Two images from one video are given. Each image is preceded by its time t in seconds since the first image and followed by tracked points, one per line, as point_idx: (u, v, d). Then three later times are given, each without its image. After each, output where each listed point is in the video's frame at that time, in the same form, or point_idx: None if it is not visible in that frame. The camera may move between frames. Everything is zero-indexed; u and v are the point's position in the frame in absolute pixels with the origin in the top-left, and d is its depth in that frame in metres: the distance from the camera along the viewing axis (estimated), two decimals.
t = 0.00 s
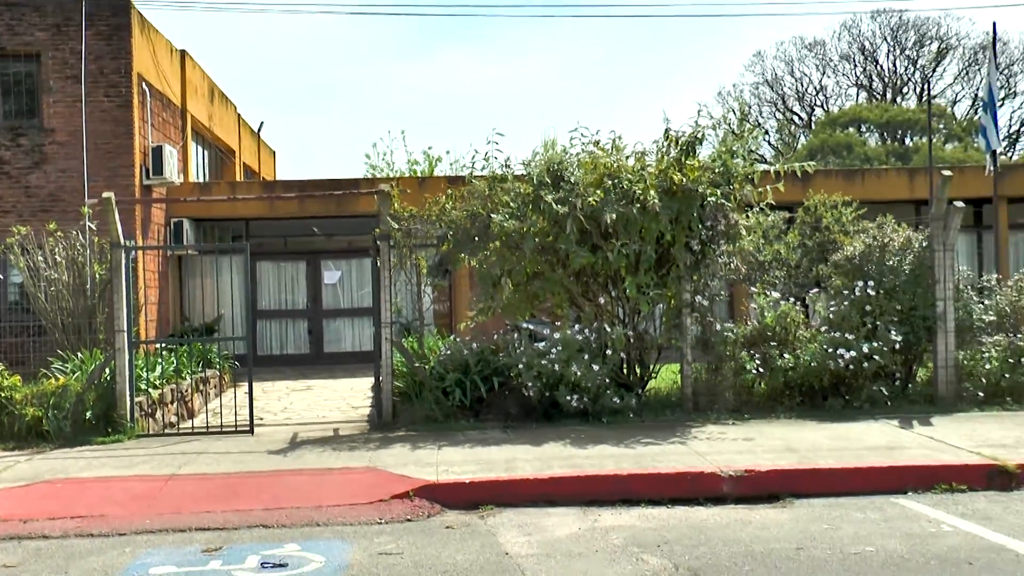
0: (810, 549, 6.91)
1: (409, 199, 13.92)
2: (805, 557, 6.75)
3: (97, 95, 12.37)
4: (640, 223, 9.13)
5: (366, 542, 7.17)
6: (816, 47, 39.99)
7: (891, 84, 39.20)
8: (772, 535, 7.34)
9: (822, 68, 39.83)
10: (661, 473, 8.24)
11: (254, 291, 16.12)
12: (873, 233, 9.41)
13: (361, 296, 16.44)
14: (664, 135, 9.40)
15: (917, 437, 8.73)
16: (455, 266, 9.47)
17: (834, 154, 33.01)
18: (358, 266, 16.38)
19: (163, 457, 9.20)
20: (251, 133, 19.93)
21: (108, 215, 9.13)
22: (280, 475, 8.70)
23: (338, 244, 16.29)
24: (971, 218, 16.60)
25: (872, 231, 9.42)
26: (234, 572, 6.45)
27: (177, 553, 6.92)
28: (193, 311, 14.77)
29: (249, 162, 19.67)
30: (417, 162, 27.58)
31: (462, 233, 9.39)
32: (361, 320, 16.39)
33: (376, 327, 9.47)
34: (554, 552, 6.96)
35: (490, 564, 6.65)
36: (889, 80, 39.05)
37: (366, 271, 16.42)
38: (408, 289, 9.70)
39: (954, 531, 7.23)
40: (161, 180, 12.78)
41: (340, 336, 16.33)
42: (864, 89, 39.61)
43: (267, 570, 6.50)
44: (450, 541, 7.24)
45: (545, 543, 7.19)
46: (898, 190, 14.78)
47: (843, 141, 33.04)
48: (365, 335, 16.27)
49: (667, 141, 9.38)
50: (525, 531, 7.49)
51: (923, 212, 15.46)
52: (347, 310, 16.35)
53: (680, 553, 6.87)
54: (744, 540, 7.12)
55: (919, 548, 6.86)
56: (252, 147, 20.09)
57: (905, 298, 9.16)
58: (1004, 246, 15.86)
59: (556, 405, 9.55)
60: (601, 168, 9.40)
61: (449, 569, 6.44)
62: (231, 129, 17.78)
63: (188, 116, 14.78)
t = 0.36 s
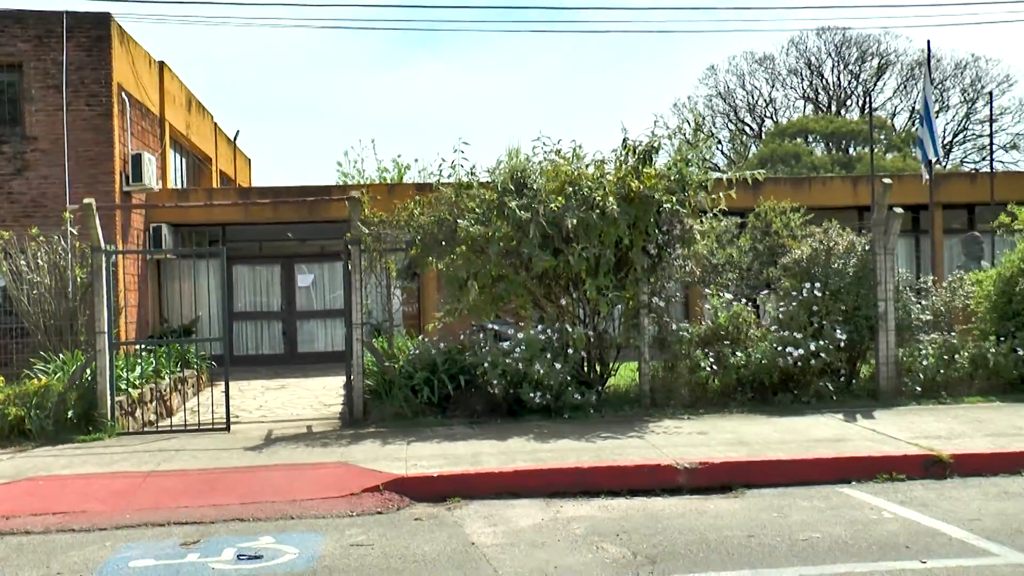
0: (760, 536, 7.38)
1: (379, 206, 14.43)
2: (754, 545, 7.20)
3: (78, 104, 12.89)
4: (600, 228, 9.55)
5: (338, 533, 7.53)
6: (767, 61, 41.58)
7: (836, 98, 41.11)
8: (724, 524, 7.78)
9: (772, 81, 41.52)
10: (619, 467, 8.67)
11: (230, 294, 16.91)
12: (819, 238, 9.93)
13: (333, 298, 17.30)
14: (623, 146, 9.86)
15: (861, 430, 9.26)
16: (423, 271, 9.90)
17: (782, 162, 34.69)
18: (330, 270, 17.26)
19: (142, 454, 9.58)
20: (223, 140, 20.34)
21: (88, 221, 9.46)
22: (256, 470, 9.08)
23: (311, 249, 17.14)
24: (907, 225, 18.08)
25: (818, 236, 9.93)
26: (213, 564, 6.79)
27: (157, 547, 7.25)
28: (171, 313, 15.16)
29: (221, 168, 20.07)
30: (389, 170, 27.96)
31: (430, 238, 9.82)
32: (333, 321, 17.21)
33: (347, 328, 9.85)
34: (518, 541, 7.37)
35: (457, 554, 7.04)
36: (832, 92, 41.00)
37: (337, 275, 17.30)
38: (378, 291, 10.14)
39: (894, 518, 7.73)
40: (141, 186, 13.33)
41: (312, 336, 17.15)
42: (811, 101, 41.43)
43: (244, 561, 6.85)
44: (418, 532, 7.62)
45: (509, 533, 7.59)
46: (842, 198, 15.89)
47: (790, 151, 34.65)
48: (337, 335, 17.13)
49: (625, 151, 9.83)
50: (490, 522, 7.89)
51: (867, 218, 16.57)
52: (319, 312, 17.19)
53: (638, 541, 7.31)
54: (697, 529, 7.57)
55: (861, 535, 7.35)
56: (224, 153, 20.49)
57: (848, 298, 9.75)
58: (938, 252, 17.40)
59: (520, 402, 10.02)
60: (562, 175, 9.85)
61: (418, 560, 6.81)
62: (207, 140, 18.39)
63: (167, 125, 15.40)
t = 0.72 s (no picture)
0: (721, 524, 7.83)
1: (357, 209, 15.02)
2: (714, 531, 7.62)
3: (68, 110, 13.34)
4: (568, 231, 9.98)
5: (318, 523, 7.89)
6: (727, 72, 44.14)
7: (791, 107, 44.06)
8: (686, 512, 8.21)
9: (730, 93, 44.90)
10: (584, 458, 9.10)
11: (214, 293, 17.57)
12: (776, 240, 10.55)
13: (314, 297, 18.00)
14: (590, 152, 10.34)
15: (816, 423, 9.74)
16: (400, 271, 10.35)
17: (740, 168, 37.54)
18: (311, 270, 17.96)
19: (130, 448, 9.98)
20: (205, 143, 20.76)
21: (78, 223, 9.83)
22: (240, 463, 9.47)
23: (292, 249, 17.83)
24: (860, 228, 19.09)
25: (775, 238, 10.55)
26: (198, 553, 7.13)
27: (144, 537, 7.59)
28: (157, 311, 15.60)
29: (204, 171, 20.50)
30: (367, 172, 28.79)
31: (406, 239, 10.24)
32: (313, 319, 17.92)
33: (327, 326, 10.31)
34: (491, 529, 7.78)
35: (432, 542, 7.43)
36: (789, 103, 43.91)
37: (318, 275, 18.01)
38: (356, 290, 10.62)
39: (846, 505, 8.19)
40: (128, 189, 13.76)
41: (294, 334, 17.86)
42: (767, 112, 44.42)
43: (227, 550, 7.20)
44: (396, 522, 8.00)
45: (482, 522, 7.99)
46: (798, 201, 16.48)
47: (747, 158, 37.55)
48: (317, 332, 17.82)
49: (593, 157, 10.28)
50: (464, 511, 8.29)
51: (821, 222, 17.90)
52: (301, 310, 17.89)
53: (604, 530, 7.72)
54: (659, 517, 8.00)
55: (817, 522, 7.80)
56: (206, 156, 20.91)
57: (804, 297, 10.34)
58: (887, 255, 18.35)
59: (492, 396, 10.49)
60: (532, 179, 10.29)
61: (395, 548, 7.19)
62: (190, 143, 18.86)
63: (153, 130, 15.88)
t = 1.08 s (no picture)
0: (689, 512, 8.18)
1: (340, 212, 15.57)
2: (682, 520, 8.00)
3: (63, 115, 13.77)
4: (543, 233, 10.43)
5: (302, 513, 8.18)
6: (694, 81, 46.96)
7: (756, 115, 47.31)
8: (655, 501, 8.59)
9: (700, 101, 47.86)
10: (559, 450, 9.44)
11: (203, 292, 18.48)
12: (741, 243, 11.20)
13: (298, 296, 18.92)
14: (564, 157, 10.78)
15: (779, 416, 10.23)
16: (381, 271, 10.79)
17: (708, 172, 40.50)
18: (295, 270, 18.88)
19: (122, 442, 10.38)
20: (194, 146, 21.21)
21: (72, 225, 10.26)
22: (227, 457, 9.80)
23: (277, 250, 18.74)
24: (820, 230, 19.81)
25: (739, 241, 11.19)
26: (187, 543, 7.39)
27: (135, 527, 7.87)
28: (147, 310, 16.09)
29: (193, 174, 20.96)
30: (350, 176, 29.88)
31: (387, 240, 10.67)
32: (298, 318, 18.85)
33: (311, 325, 10.74)
34: (469, 518, 8.11)
35: (412, 531, 7.74)
36: (751, 112, 47.22)
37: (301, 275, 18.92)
38: (339, 290, 10.97)
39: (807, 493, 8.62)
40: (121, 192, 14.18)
41: (279, 331, 18.78)
42: (733, 119, 47.71)
43: (215, 540, 7.47)
44: (378, 512, 8.29)
45: (461, 511, 8.30)
46: (759, 205, 17.60)
47: (711, 165, 40.63)
48: (301, 330, 18.76)
49: (567, 162, 10.73)
50: (443, 501, 8.58)
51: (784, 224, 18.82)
52: (285, 309, 18.82)
53: (577, 518, 8.05)
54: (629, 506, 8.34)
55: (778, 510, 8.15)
56: (195, 158, 21.35)
57: (768, 297, 10.99)
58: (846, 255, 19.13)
59: (470, 392, 10.94)
60: (508, 183, 10.72)
61: (378, 537, 7.48)
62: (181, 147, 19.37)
63: (144, 134, 16.33)
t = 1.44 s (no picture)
0: (656, 503, 8.35)
1: (319, 214, 15.94)
2: (650, 510, 8.15)
3: (48, 119, 14.03)
4: (516, 235, 10.81)
5: (282, 507, 8.24)
6: (659, 91, 48.56)
7: (721, 122, 48.61)
8: (623, 493, 8.73)
9: (667, 109, 48.75)
10: (532, 444, 9.62)
11: (185, 293, 18.95)
12: (707, 243, 11.84)
13: (278, 296, 19.43)
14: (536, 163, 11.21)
15: (742, 409, 10.71)
16: (358, 271, 11.15)
17: (675, 177, 41.42)
18: (275, 271, 19.38)
19: (106, 438, 10.61)
20: (176, 149, 21.49)
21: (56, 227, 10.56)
22: (208, 453, 9.94)
23: (258, 251, 19.25)
24: (782, 232, 20.33)
25: (706, 242, 11.87)
26: (169, 537, 7.42)
27: (118, 523, 7.92)
28: (130, 311, 16.39)
29: (175, 177, 21.31)
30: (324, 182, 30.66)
31: (363, 241, 11.02)
32: (277, 318, 19.37)
33: (291, 323, 11.08)
34: (444, 511, 8.22)
35: (389, 524, 7.83)
36: (717, 118, 48.44)
37: (281, 275, 19.43)
38: (318, 289, 11.30)
39: (769, 484, 8.82)
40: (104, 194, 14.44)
41: (259, 331, 19.29)
42: (699, 126, 48.51)
43: (197, 534, 7.49)
44: (354, 505, 8.39)
45: (435, 504, 8.44)
46: (725, 209, 18.47)
47: (683, 168, 41.49)
48: (281, 330, 19.23)
49: (538, 166, 11.18)
50: (418, 495, 8.69)
51: (747, 227, 19.54)
52: (265, 308, 19.33)
53: (548, 510, 8.22)
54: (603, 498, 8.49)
55: (743, 500, 8.38)
56: (176, 160, 21.56)
57: (733, 296, 11.65)
58: (807, 259, 19.68)
59: (445, 389, 11.29)
60: (481, 187, 11.06)
61: (355, 529, 7.56)
62: (164, 151, 19.72)
63: (128, 138, 16.61)
